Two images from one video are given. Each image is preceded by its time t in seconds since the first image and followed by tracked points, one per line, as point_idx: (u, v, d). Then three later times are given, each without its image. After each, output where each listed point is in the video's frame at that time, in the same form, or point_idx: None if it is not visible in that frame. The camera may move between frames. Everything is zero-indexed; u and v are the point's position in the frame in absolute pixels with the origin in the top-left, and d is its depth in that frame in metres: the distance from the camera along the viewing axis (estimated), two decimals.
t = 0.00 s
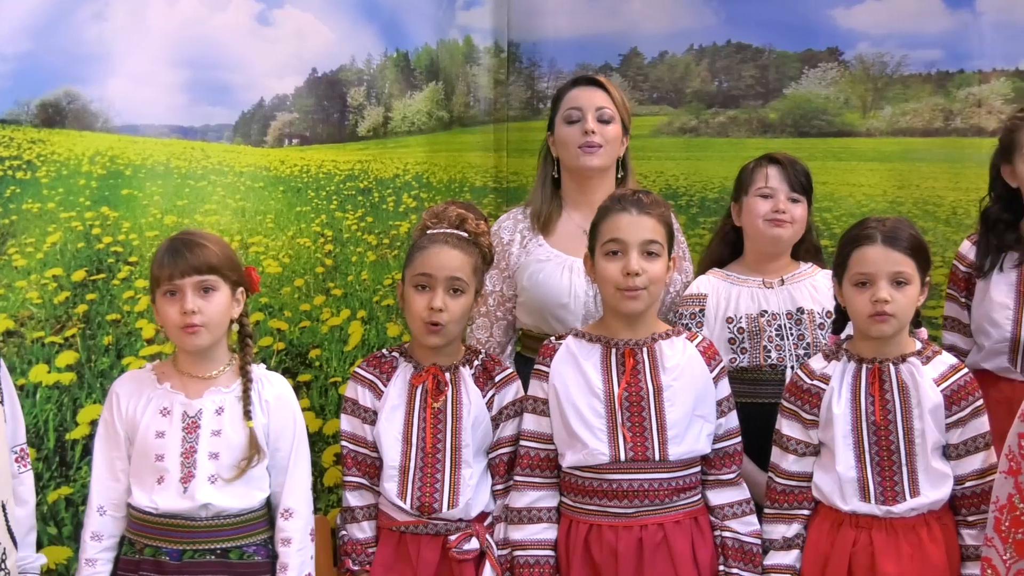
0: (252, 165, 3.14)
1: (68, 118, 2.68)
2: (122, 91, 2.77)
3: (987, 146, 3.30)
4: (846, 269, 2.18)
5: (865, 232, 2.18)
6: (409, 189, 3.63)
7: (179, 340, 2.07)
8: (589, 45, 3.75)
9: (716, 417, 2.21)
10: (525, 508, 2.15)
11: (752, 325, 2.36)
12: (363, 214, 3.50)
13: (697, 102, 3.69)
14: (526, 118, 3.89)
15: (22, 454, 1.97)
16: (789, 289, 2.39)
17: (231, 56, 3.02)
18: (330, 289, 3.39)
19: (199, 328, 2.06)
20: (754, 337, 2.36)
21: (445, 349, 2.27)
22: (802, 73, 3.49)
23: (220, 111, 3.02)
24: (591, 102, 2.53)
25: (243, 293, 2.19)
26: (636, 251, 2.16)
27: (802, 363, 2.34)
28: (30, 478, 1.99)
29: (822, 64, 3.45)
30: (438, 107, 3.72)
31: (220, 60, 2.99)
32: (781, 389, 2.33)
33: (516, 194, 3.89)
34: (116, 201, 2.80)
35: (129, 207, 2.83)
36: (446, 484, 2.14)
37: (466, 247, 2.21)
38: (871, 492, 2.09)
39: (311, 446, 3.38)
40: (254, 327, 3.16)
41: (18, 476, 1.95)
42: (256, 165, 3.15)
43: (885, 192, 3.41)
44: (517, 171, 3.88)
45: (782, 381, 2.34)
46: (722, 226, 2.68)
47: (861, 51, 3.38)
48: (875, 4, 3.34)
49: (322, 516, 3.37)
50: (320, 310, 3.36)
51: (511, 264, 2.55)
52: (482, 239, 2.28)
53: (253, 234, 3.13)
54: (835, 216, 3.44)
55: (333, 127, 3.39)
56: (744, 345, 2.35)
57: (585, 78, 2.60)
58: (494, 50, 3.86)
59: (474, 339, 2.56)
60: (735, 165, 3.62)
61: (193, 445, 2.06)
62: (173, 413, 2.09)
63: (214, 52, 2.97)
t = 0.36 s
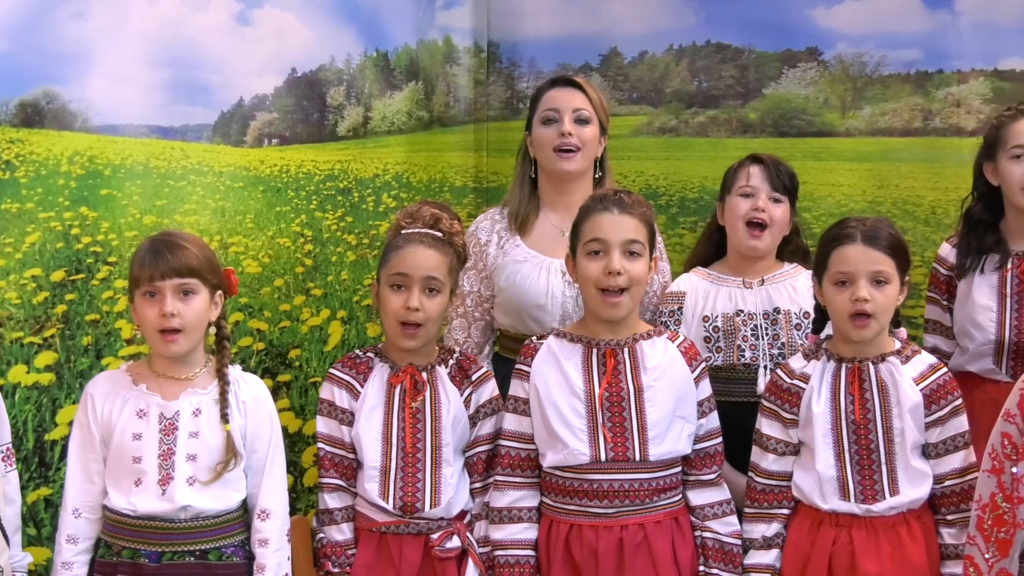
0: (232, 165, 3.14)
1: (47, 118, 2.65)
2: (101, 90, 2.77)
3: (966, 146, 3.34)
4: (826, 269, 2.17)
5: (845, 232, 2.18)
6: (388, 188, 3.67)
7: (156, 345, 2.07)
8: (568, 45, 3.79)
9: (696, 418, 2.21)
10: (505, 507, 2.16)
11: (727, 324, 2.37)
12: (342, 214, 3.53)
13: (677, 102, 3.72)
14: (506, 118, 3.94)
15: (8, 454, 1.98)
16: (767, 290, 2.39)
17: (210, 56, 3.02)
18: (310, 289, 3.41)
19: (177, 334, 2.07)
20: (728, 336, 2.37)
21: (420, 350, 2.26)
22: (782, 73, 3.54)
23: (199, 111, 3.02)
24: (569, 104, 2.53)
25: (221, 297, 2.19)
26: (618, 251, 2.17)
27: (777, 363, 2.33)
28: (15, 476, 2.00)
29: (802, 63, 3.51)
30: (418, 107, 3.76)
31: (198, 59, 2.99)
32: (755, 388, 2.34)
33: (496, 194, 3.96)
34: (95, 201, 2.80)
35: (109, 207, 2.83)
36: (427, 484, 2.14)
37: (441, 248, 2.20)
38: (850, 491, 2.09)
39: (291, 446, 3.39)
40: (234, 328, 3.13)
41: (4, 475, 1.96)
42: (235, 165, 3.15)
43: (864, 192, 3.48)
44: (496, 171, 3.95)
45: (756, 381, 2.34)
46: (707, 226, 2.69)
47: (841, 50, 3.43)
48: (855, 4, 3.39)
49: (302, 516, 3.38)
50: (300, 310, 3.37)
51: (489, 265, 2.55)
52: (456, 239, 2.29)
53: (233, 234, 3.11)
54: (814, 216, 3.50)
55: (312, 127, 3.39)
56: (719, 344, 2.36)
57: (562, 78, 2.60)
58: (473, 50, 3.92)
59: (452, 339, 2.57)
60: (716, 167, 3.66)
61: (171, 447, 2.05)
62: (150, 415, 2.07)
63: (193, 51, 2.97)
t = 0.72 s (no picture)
0: (211, 165, 3.15)
1: (25, 118, 2.67)
2: (80, 91, 2.79)
3: (944, 145, 3.43)
4: (805, 268, 2.18)
5: (824, 231, 2.18)
6: (368, 188, 3.65)
7: (137, 343, 2.04)
8: (546, 44, 3.78)
9: (678, 416, 2.20)
10: (488, 508, 2.15)
11: (712, 324, 2.36)
12: (321, 214, 3.51)
13: (656, 102, 3.77)
14: (485, 118, 3.91)
15: (10, 460, 1.97)
16: (748, 290, 2.39)
17: (191, 56, 3.04)
18: (289, 289, 3.40)
19: (160, 332, 2.05)
20: (714, 336, 2.36)
21: (395, 349, 2.27)
22: (760, 73, 3.61)
23: (177, 111, 3.03)
24: (551, 107, 2.53)
25: (203, 301, 2.17)
26: (600, 250, 2.17)
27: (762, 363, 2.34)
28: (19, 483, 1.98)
29: (780, 63, 3.57)
30: (397, 107, 3.75)
31: (177, 58, 3.00)
32: (738, 388, 2.34)
33: (475, 194, 3.92)
34: (74, 201, 2.79)
35: (87, 207, 2.83)
36: (406, 483, 2.14)
37: (417, 246, 2.22)
38: (829, 490, 2.10)
39: (270, 446, 3.38)
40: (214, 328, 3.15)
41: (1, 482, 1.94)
42: (214, 165, 3.16)
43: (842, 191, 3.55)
44: (477, 171, 3.91)
45: (741, 381, 2.34)
46: (684, 224, 2.68)
47: (819, 50, 3.51)
48: (832, 4, 3.46)
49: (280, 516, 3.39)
50: (280, 310, 3.36)
51: (480, 262, 2.50)
52: (430, 238, 2.30)
53: (211, 234, 3.13)
54: (794, 216, 3.61)
55: (291, 127, 3.41)
56: (703, 344, 2.35)
57: (542, 79, 2.58)
58: (452, 49, 3.89)
59: (438, 339, 2.52)
60: (695, 165, 3.74)
61: (177, 447, 2.02)
62: (148, 417, 2.02)
63: (173, 51, 2.98)
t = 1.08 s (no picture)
0: (189, 165, 3.15)
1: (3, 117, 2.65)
2: (59, 91, 2.78)
3: (922, 145, 3.46)
4: (783, 266, 2.18)
5: (802, 230, 2.19)
6: (347, 188, 3.71)
7: (124, 343, 2.02)
8: (524, 44, 3.86)
9: (662, 416, 2.19)
10: (473, 509, 2.14)
11: (698, 324, 2.36)
12: (301, 214, 3.54)
13: (636, 102, 3.84)
14: (464, 117, 4.03)
15: None
16: (730, 289, 2.40)
17: (169, 56, 3.05)
18: (268, 289, 3.42)
19: (149, 331, 2.04)
20: (700, 336, 2.36)
21: (371, 348, 2.30)
22: (739, 73, 3.66)
23: (156, 111, 3.05)
24: (534, 108, 2.53)
25: (184, 298, 2.16)
26: (582, 249, 2.14)
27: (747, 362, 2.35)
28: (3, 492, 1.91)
29: (758, 63, 3.62)
30: (376, 106, 3.81)
31: (155, 58, 3.01)
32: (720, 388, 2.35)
33: (454, 193, 4.05)
34: (52, 201, 2.78)
35: (66, 207, 2.82)
36: (379, 483, 2.18)
37: (393, 246, 2.30)
38: (807, 489, 2.11)
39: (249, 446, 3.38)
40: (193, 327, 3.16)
41: None
42: (192, 165, 3.16)
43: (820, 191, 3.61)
44: (455, 170, 4.03)
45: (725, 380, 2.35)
46: (659, 224, 2.68)
47: (798, 50, 3.56)
48: (811, 4, 3.51)
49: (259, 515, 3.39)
50: (258, 310, 3.39)
51: (467, 262, 2.49)
52: (407, 238, 2.38)
53: (191, 234, 3.12)
54: (772, 216, 3.67)
55: (271, 126, 3.44)
56: (690, 344, 2.35)
57: (525, 81, 2.58)
58: (432, 49, 3.97)
59: (423, 340, 2.50)
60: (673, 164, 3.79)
61: (170, 445, 2.01)
62: (139, 417, 2.00)
63: (152, 50, 3.00)
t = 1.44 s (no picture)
0: (168, 164, 3.16)
1: None
2: (36, 91, 2.80)
3: (900, 145, 3.50)
4: (762, 266, 2.18)
5: (780, 230, 2.19)
6: (325, 188, 3.64)
7: (102, 341, 2.03)
8: (504, 45, 3.77)
9: (644, 414, 2.19)
10: (452, 507, 2.14)
11: (669, 322, 2.37)
12: (279, 214, 3.50)
13: (614, 102, 3.79)
14: (443, 118, 3.86)
15: None
16: (706, 288, 2.40)
17: (148, 56, 3.07)
18: (247, 289, 3.40)
19: (125, 329, 2.04)
20: (671, 333, 2.36)
21: (350, 347, 2.35)
22: (717, 73, 3.66)
23: (134, 111, 3.06)
24: (514, 102, 2.53)
25: (165, 296, 2.16)
26: (565, 246, 2.12)
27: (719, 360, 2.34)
28: None
29: (737, 63, 3.63)
30: (355, 106, 3.72)
31: (133, 58, 3.03)
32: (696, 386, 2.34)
33: (432, 194, 3.85)
34: (29, 201, 2.78)
35: (44, 207, 2.81)
36: (351, 481, 2.23)
37: (371, 246, 2.33)
38: (785, 488, 2.12)
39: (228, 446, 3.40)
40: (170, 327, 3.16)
41: None
42: (170, 165, 3.17)
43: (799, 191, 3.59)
44: (434, 171, 3.85)
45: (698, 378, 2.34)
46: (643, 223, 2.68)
47: (776, 50, 3.57)
48: (789, 4, 3.53)
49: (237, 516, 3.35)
50: (236, 310, 3.36)
51: (436, 261, 2.51)
52: (386, 238, 2.41)
53: (168, 234, 3.12)
54: (751, 215, 3.64)
55: (248, 126, 3.42)
56: (660, 341, 2.35)
57: (506, 76, 2.59)
58: (410, 49, 3.82)
59: (397, 338, 2.54)
60: (652, 164, 3.75)
61: (134, 445, 2.02)
62: (107, 414, 2.03)
63: (129, 50, 3.01)
